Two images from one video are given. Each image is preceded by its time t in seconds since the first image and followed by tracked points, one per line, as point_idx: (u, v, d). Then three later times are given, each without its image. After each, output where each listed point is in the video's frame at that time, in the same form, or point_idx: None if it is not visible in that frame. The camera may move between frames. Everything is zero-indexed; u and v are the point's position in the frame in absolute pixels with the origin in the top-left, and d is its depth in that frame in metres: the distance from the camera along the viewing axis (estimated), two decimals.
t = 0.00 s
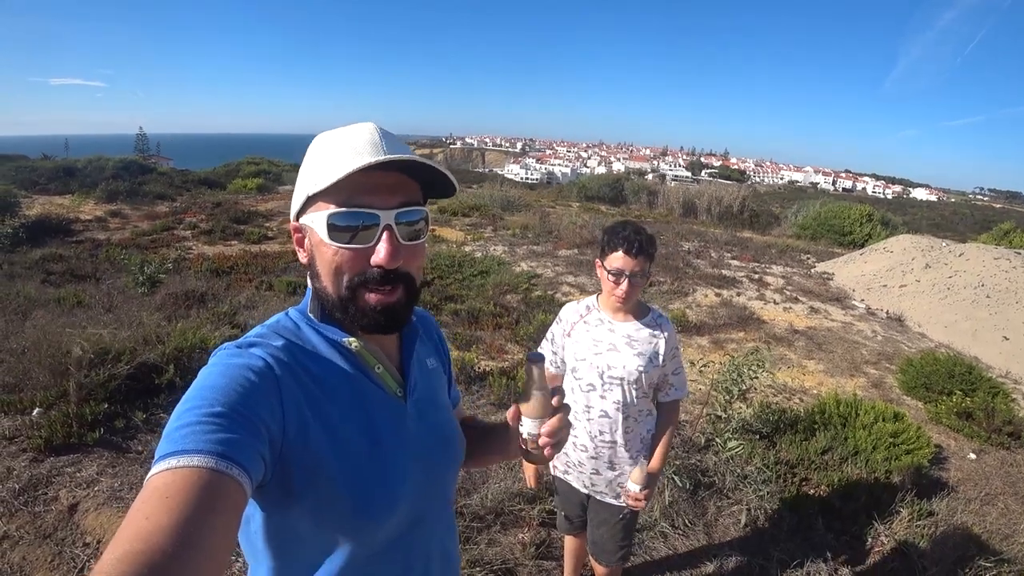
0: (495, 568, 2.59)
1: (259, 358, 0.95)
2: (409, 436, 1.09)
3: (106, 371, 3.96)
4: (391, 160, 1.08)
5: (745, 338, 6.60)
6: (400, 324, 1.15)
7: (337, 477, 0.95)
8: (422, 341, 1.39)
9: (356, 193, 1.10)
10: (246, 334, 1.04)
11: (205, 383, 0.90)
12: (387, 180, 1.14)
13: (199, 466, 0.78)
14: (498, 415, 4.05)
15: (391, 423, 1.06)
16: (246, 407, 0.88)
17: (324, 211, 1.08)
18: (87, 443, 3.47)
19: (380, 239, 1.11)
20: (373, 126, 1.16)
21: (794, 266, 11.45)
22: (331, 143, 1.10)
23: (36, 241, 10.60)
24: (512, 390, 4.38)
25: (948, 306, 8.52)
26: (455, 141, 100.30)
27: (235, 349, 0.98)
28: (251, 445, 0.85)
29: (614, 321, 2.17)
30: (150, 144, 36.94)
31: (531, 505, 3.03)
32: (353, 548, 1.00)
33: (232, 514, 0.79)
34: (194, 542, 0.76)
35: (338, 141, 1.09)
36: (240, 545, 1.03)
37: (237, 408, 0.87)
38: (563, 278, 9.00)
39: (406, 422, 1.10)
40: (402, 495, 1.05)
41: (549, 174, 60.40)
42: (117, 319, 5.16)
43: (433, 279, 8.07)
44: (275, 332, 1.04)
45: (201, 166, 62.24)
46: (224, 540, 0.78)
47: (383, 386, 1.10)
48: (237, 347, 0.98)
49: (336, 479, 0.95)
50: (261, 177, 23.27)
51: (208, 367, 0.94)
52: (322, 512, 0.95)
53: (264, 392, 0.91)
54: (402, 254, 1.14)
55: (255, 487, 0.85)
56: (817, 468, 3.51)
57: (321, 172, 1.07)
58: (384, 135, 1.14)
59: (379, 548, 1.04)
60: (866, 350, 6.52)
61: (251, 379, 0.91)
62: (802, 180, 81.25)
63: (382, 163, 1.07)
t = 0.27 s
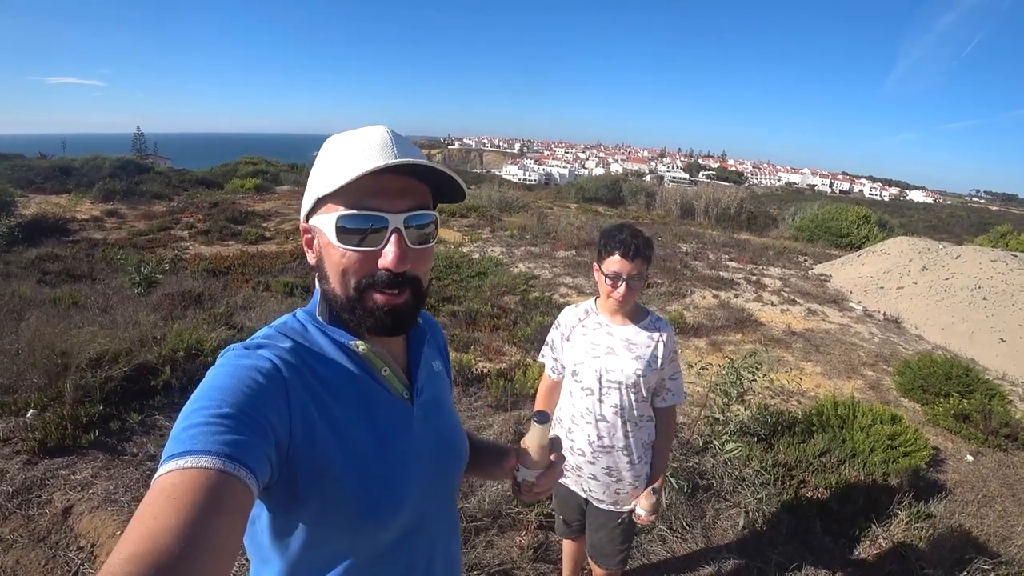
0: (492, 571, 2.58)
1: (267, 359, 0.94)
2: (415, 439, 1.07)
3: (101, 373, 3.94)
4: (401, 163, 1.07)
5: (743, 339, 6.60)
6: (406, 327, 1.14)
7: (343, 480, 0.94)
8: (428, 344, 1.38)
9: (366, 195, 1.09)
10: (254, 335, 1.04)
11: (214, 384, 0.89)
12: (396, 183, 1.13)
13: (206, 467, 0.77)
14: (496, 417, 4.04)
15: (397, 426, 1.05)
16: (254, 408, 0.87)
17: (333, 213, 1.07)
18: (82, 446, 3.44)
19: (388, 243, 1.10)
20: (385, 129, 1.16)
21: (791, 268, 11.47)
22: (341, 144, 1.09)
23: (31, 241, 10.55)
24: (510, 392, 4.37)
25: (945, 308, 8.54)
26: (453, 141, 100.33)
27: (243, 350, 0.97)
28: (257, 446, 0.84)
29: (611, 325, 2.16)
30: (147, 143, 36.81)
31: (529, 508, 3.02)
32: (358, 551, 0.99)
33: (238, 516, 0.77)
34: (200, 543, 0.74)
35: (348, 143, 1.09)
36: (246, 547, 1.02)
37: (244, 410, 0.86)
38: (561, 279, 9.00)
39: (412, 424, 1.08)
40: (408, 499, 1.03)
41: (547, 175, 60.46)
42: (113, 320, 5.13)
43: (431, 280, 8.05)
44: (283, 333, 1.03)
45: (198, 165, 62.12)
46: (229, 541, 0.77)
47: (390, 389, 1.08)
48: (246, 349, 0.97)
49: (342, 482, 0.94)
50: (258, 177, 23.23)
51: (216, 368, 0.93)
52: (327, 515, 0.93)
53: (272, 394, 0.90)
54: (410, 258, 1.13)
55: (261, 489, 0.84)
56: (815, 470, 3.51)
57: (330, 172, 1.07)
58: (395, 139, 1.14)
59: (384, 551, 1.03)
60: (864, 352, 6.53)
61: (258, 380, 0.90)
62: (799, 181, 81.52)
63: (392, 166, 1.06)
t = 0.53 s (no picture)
0: (492, 571, 2.57)
1: (270, 360, 0.93)
2: (417, 441, 1.06)
3: (97, 376, 3.91)
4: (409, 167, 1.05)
5: (740, 336, 6.61)
6: (411, 330, 1.13)
7: (345, 482, 0.93)
8: (431, 346, 1.37)
9: (373, 197, 1.08)
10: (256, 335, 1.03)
11: (215, 385, 0.88)
12: (404, 186, 1.12)
13: (207, 469, 0.76)
14: (494, 416, 4.03)
15: (399, 427, 1.03)
16: (256, 410, 0.86)
17: (339, 215, 1.06)
18: (77, 450, 3.42)
19: (394, 246, 1.09)
20: (394, 131, 1.14)
21: (788, 264, 11.50)
22: (349, 145, 1.08)
23: (25, 245, 10.48)
24: (508, 391, 4.37)
25: (941, 303, 8.57)
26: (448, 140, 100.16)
27: (245, 351, 0.96)
28: (258, 448, 0.82)
29: (611, 324, 2.15)
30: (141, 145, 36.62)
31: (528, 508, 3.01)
32: (359, 553, 0.98)
33: (238, 518, 0.76)
34: (200, 546, 0.73)
35: (356, 145, 1.07)
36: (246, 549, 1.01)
37: (246, 411, 0.85)
38: (558, 277, 9.00)
39: (414, 426, 1.07)
40: (410, 500, 1.02)
41: (543, 173, 60.45)
42: (108, 323, 5.10)
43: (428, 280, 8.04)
44: (285, 334, 1.02)
45: (193, 167, 61.85)
46: (229, 544, 0.76)
47: (393, 390, 1.07)
48: (248, 349, 0.96)
49: (344, 484, 0.93)
50: (253, 178, 23.14)
51: (217, 368, 0.92)
52: (328, 517, 0.92)
53: (274, 395, 0.89)
54: (415, 262, 1.12)
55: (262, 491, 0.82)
56: (814, 467, 3.52)
57: (337, 174, 1.06)
58: (403, 141, 1.13)
59: (384, 552, 1.02)
60: (860, 348, 6.55)
61: (261, 381, 0.89)
62: (795, 177, 81.69)
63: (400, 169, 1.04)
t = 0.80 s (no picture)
0: (496, 567, 2.59)
1: (274, 361, 0.93)
2: (421, 439, 1.06)
3: (97, 381, 3.90)
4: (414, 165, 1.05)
5: (740, 327, 6.62)
6: (416, 328, 1.13)
7: (349, 481, 0.92)
8: (436, 344, 1.36)
9: (376, 196, 1.07)
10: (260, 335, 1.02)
11: (220, 386, 0.87)
12: (407, 185, 1.11)
13: (212, 471, 0.75)
14: (495, 412, 4.04)
15: (403, 425, 1.03)
16: (261, 410, 0.86)
17: (342, 214, 1.05)
18: (78, 455, 3.41)
19: (399, 245, 1.08)
20: (395, 128, 1.14)
21: (786, 255, 11.51)
22: (349, 144, 1.07)
23: (21, 250, 10.44)
24: (508, 387, 4.37)
25: (939, 291, 8.59)
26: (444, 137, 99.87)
27: (250, 351, 0.96)
28: (264, 450, 0.82)
29: (613, 319, 2.14)
30: (135, 149, 36.48)
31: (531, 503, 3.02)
32: (365, 552, 0.98)
33: (244, 520, 0.76)
34: (206, 548, 0.73)
35: (357, 144, 1.07)
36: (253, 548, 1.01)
37: (251, 413, 0.85)
38: (556, 273, 9.00)
39: (419, 424, 1.07)
40: (416, 499, 1.02)
41: (540, 169, 60.32)
42: (106, 327, 5.09)
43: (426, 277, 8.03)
44: (289, 334, 1.02)
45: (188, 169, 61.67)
46: (234, 545, 0.76)
47: (397, 389, 1.07)
48: (252, 350, 0.96)
49: (348, 483, 0.92)
50: (249, 179, 23.08)
51: (221, 369, 0.92)
52: (334, 516, 0.92)
53: (278, 396, 0.89)
54: (421, 259, 1.11)
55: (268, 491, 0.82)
56: (815, 456, 3.53)
57: (339, 173, 1.05)
58: (405, 139, 1.12)
59: (391, 550, 1.02)
60: (859, 337, 6.56)
61: (265, 382, 0.89)
62: (791, 168, 81.70)
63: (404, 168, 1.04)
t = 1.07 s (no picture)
0: (496, 563, 2.59)
1: (272, 358, 0.93)
2: (419, 435, 1.06)
3: (94, 381, 3.89)
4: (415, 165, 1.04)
5: (737, 323, 6.64)
6: (415, 325, 1.13)
7: (348, 477, 0.93)
8: (433, 341, 1.36)
9: (378, 194, 1.06)
10: (258, 332, 1.02)
11: (218, 383, 0.87)
12: (407, 183, 1.11)
13: (211, 468, 0.75)
14: (493, 409, 4.05)
15: (401, 421, 1.04)
16: (259, 407, 0.86)
17: (343, 213, 1.05)
18: (77, 456, 3.41)
19: (401, 243, 1.08)
20: (394, 124, 1.12)
21: (782, 250, 11.54)
22: (348, 140, 1.06)
23: (16, 252, 10.39)
24: (507, 383, 4.38)
25: (935, 285, 8.63)
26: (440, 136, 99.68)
27: (247, 348, 0.95)
28: (262, 446, 0.82)
29: (612, 316, 2.15)
30: (130, 149, 36.30)
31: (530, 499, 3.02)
32: (362, 547, 0.98)
33: (242, 517, 0.76)
34: (205, 545, 0.73)
35: (357, 140, 1.05)
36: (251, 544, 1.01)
37: (249, 409, 0.85)
38: (553, 270, 9.00)
39: (416, 421, 1.07)
40: (413, 495, 1.02)
41: (536, 166, 60.27)
42: (103, 328, 5.07)
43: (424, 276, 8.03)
44: (286, 331, 1.02)
45: (183, 169, 61.40)
46: (233, 542, 0.76)
47: (395, 386, 1.07)
48: (250, 347, 0.96)
49: (346, 479, 0.93)
50: (245, 179, 23.00)
51: (219, 366, 0.92)
52: (332, 511, 0.93)
53: (276, 393, 0.89)
54: (423, 257, 1.12)
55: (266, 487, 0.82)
56: (813, 451, 3.55)
57: (339, 169, 1.04)
58: (404, 136, 1.11)
59: (388, 546, 1.02)
60: (856, 332, 6.59)
61: (263, 379, 0.89)
62: (787, 164, 81.83)
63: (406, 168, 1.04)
